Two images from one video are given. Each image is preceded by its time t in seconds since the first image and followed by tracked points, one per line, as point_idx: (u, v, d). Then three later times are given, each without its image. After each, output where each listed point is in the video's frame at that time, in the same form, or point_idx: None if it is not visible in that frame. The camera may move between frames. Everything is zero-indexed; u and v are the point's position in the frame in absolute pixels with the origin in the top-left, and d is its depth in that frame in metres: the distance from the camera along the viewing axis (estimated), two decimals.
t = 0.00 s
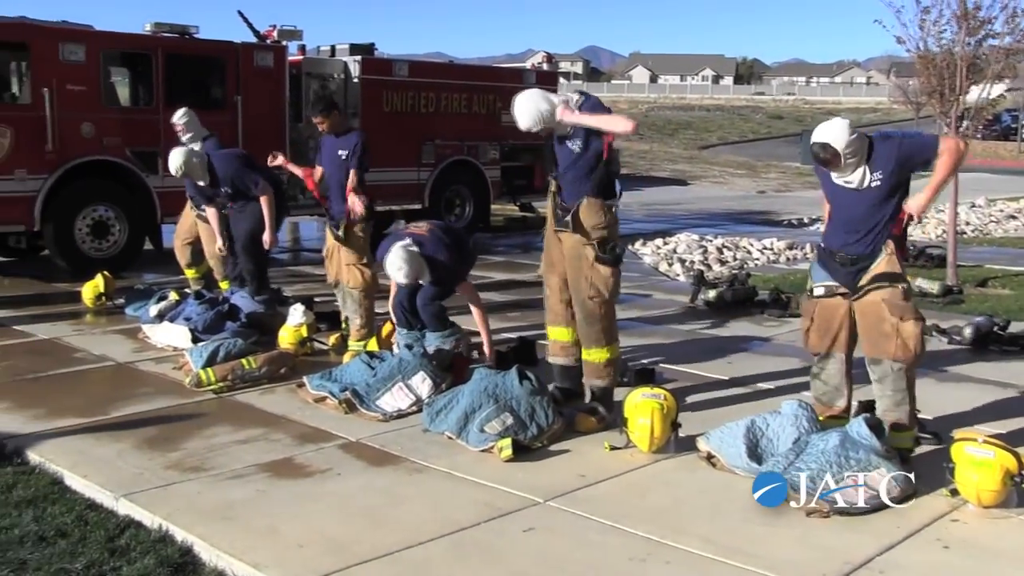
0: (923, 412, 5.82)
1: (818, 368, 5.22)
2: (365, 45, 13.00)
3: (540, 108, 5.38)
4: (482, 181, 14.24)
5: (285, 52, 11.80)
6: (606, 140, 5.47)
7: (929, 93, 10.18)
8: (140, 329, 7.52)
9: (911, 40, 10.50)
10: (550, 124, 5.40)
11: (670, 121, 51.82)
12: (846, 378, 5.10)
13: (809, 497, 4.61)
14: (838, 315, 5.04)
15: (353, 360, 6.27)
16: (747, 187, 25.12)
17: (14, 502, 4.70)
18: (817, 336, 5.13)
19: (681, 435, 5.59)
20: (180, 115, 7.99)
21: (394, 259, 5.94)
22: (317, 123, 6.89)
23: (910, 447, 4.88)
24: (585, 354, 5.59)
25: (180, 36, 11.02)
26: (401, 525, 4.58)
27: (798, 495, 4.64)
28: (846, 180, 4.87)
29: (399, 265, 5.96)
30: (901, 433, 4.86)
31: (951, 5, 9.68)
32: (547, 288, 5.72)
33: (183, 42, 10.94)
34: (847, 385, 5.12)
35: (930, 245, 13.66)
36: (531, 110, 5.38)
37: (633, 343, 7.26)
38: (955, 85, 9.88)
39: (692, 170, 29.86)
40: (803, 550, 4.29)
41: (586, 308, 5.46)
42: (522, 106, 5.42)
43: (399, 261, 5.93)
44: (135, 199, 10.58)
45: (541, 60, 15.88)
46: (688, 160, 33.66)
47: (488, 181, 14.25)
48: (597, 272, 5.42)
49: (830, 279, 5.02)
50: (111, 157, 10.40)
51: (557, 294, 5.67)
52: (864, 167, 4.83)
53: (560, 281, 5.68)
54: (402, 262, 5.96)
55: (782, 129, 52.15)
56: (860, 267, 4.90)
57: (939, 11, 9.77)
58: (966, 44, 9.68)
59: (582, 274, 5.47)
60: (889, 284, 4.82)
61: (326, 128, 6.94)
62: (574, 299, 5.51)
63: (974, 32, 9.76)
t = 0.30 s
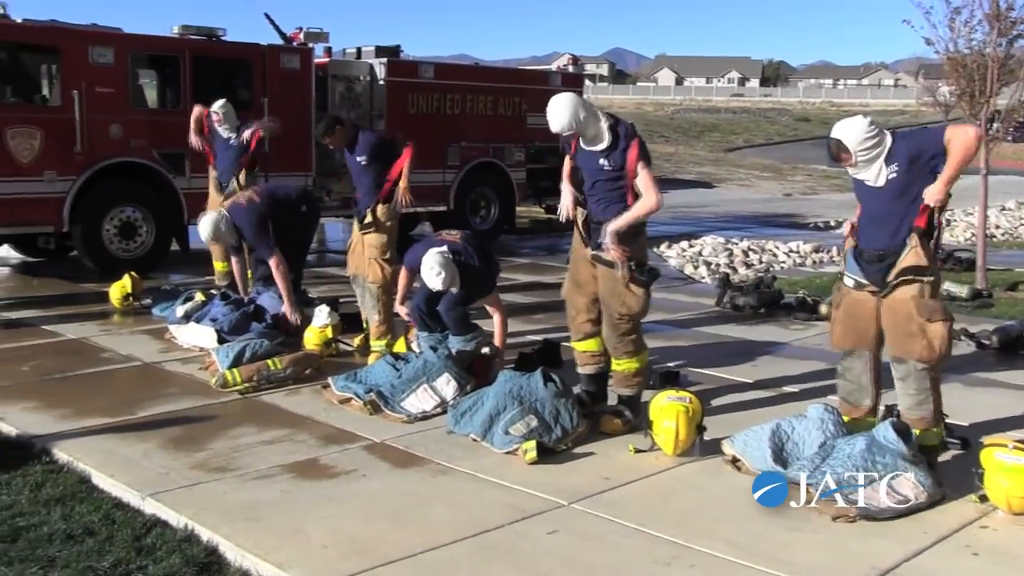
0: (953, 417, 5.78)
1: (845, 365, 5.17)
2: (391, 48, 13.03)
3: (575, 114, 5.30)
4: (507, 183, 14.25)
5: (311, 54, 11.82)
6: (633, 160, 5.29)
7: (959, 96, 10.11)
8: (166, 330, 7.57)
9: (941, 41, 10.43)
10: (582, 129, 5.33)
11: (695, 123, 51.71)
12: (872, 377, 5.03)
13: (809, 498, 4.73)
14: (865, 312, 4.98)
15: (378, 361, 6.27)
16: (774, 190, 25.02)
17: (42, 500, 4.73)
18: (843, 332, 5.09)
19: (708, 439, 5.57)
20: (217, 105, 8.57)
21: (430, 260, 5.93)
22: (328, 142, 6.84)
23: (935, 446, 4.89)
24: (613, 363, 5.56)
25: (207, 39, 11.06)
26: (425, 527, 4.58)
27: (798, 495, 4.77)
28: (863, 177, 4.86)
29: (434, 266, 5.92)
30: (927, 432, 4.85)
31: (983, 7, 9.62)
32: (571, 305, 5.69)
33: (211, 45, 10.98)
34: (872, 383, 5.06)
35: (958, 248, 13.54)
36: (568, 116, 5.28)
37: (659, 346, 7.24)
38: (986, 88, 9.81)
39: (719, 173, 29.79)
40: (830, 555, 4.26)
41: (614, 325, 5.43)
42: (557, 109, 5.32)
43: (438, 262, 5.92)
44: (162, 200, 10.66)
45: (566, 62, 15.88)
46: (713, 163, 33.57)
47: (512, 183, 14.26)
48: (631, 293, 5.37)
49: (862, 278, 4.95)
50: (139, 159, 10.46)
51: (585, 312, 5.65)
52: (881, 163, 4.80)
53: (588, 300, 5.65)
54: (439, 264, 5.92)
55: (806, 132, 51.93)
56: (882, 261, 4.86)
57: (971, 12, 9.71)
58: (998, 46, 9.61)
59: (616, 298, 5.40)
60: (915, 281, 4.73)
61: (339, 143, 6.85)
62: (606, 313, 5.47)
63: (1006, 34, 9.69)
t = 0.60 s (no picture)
0: (981, 422, 5.74)
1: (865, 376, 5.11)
2: (414, 50, 13.06)
3: (603, 107, 5.23)
4: (529, 184, 14.25)
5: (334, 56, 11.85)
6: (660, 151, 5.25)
7: (986, 98, 10.05)
8: (190, 331, 7.60)
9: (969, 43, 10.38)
10: (608, 122, 5.29)
11: (716, 125, 51.60)
12: (896, 388, 4.97)
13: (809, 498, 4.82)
14: (890, 325, 4.91)
15: (400, 363, 6.28)
16: (797, 192, 24.91)
17: (67, 500, 4.76)
18: (867, 342, 5.02)
19: (731, 442, 5.54)
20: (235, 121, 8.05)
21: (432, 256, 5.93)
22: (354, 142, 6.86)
23: (965, 456, 4.83)
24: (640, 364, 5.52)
25: (231, 41, 11.11)
26: (448, 528, 4.58)
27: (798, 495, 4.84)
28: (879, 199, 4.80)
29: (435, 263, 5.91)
30: (956, 442, 4.79)
31: (1011, 8, 9.56)
32: (593, 311, 5.63)
33: (235, 47, 11.03)
34: (897, 392, 4.99)
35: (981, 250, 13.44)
36: (595, 110, 5.21)
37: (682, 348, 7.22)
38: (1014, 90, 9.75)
39: (743, 175, 29.71)
40: (854, 560, 4.23)
41: (643, 323, 5.42)
42: (582, 104, 5.24)
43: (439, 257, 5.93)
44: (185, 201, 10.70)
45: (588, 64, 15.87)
46: (735, 164, 33.47)
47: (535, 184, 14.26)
48: (659, 290, 5.38)
49: (892, 284, 4.86)
50: (164, 160, 10.52)
51: (607, 317, 5.60)
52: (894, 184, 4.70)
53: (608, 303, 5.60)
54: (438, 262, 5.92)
55: (828, 133, 51.70)
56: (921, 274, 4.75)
57: (999, 14, 9.65)
58: None
59: (643, 295, 5.39)
60: (952, 305, 4.69)
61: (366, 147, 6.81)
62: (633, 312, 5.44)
63: None
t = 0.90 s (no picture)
0: (1005, 427, 5.71)
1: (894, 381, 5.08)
2: (435, 52, 13.07)
3: (621, 112, 5.24)
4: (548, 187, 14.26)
5: (355, 58, 11.87)
6: (678, 153, 5.25)
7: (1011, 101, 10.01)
8: (210, 332, 7.63)
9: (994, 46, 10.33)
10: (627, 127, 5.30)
11: (735, 127, 51.47)
12: (923, 396, 4.94)
13: (808, 497, 4.89)
14: (914, 331, 4.86)
15: (420, 365, 6.29)
16: (819, 195, 24.81)
17: (89, 500, 4.78)
18: (893, 347, 4.97)
19: (752, 446, 5.52)
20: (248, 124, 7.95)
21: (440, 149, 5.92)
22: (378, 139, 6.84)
23: (989, 463, 4.77)
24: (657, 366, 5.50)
25: (253, 44, 11.15)
26: (467, 531, 4.58)
27: (798, 495, 4.90)
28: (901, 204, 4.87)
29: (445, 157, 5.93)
30: (978, 448, 4.74)
31: None
32: (610, 314, 5.64)
33: (256, 49, 11.07)
34: (923, 401, 4.96)
35: (1002, 253, 13.35)
36: (612, 114, 5.23)
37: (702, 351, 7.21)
38: None
39: (764, 177, 29.62)
40: (876, 565, 4.21)
41: (657, 329, 5.39)
42: (602, 105, 5.26)
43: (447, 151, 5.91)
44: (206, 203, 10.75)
45: (609, 66, 15.86)
46: (755, 166, 33.38)
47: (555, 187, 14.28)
48: (670, 297, 5.35)
49: (917, 287, 4.79)
50: (185, 162, 10.57)
51: (625, 319, 5.61)
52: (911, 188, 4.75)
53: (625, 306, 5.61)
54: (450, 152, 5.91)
55: (847, 135, 51.49)
56: (943, 284, 4.70)
57: None
58: None
59: (653, 300, 5.38)
60: (974, 321, 4.61)
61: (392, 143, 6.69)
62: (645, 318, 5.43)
63: None
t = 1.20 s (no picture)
0: None
1: (911, 383, 5.10)
2: (450, 57, 13.08)
3: (632, 108, 5.25)
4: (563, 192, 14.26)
5: (371, 63, 11.87)
6: (677, 147, 5.25)
7: None
8: (225, 336, 7.65)
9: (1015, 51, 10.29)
10: (638, 124, 5.31)
11: (749, 133, 51.39)
12: (940, 398, 4.96)
13: (808, 498, 4.95)
14: (929, 333, 4.91)
15: (435, 370, 6.30)
16: (835, 200, 24.73)
17: (105, 503, 4.79)
18: (909, 350, 5.01)
19: (768, 452, 5.50)
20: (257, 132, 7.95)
21: (466, 117, 6.06)
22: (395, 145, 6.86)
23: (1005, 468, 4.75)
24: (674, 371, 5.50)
25: (269, 48, 11.16)
26: (481, 536, 4.58)
27: (799, 495, 4.97)
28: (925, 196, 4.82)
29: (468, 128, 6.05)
30: (994, 452, 4.71)
31: None
32: (626, 318, 5.64)
33: (274, 54, 11.08)
34: (941, 404, 4.99)
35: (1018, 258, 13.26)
36: (622, 111, 5.24)
37: (717, 357, 7.20)
38: None
39: (780, 182, 29.55)
40: (892, 571, 4.19)
41: (673, 334, 5.39)
42: (613, 103, 5.27)
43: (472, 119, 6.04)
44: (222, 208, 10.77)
45: (625, 71, 15.84)
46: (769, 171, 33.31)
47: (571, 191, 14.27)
48: (687, 301, 5.35)
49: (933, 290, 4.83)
50: (201, 167, 10.59)
51: (642, 323, 5.60)
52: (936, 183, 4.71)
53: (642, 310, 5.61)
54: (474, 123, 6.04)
55: (860, 141, 51.34)
56: (958, 284, 4.70)
57: None
58: None
59: (670, 305, 5.38)
60: (982, 323, 4.61)
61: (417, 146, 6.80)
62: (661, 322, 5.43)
63: None
